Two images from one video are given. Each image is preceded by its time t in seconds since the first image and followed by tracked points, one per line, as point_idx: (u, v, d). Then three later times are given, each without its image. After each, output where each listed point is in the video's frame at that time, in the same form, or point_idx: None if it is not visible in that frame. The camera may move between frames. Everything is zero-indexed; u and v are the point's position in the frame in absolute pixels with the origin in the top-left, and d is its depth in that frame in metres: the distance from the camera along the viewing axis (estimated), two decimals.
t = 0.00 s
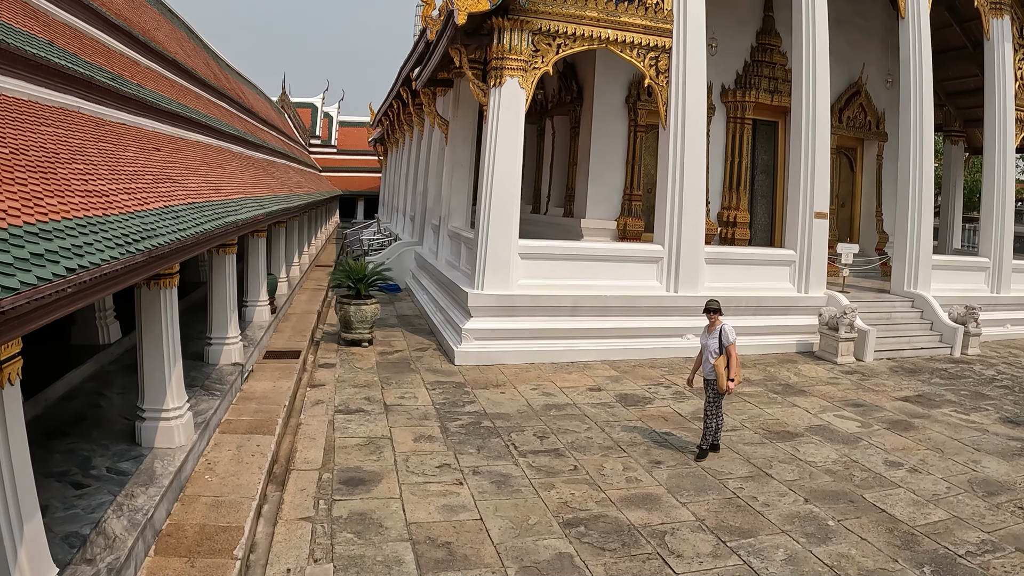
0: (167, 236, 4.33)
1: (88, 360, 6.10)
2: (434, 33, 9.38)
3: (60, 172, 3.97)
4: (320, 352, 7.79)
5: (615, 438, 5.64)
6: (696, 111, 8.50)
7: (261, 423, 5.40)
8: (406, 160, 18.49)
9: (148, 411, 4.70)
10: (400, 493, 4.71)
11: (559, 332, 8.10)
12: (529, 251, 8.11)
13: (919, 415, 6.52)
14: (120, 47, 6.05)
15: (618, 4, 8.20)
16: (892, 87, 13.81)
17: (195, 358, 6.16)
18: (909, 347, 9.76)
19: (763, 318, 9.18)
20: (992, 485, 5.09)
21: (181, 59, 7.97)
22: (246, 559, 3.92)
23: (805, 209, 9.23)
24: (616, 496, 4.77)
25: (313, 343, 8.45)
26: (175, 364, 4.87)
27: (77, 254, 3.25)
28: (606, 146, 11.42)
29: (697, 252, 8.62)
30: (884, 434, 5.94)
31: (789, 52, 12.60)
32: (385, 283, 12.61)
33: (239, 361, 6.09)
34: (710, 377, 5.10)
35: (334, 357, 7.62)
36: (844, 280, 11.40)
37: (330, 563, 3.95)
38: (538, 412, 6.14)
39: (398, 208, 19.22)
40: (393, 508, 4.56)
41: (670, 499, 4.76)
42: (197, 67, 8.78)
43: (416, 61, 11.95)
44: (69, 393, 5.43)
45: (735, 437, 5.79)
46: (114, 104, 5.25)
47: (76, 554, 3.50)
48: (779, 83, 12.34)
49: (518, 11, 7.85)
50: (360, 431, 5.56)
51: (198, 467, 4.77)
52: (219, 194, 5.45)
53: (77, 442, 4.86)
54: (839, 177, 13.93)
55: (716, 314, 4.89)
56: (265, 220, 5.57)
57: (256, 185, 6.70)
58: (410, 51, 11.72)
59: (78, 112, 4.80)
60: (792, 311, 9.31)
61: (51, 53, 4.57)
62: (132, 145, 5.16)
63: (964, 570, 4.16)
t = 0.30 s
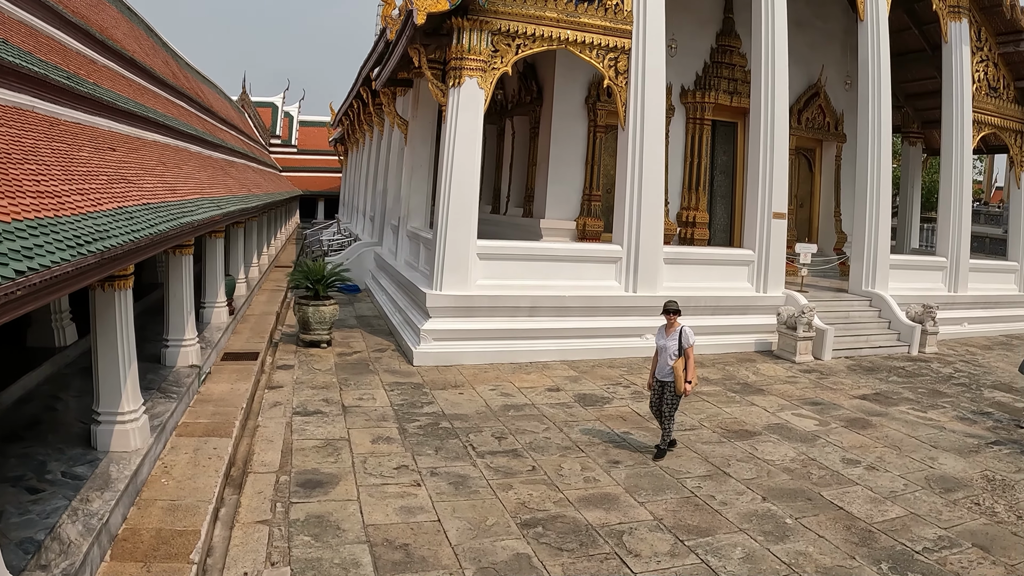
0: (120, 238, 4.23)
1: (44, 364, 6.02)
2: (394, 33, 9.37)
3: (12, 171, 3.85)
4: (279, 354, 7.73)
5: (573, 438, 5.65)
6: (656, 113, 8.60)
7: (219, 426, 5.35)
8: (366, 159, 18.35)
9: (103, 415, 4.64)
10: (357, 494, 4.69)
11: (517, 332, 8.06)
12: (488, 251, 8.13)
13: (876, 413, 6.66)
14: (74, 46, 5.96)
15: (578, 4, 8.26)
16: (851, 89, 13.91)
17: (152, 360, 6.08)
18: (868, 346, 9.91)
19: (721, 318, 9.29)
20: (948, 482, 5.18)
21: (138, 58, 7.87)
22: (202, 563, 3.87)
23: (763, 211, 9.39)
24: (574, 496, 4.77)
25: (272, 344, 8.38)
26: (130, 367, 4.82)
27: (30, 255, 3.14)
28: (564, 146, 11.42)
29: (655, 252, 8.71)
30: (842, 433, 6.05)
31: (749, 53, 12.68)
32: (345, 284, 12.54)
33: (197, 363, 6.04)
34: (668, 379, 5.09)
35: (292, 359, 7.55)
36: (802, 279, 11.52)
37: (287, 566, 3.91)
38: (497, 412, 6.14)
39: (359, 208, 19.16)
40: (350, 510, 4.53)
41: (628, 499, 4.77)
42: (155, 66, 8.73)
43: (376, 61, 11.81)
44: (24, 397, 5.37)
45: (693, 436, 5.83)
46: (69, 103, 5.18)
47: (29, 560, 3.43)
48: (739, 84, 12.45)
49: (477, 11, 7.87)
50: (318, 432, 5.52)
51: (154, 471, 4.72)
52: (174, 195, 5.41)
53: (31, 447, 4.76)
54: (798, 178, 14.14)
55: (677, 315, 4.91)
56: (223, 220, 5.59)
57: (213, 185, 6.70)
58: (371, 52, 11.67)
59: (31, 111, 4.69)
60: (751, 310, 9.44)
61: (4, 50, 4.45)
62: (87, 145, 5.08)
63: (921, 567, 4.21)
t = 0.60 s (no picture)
0: (77, 240, 4.01)
1: None
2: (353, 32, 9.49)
3: None
4: (238, 356, 7.64)
5: (534, 438, 5.65)
6: (615, 114, 8.63)
7: (178, 429, 5.27)
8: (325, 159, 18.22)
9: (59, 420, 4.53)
10: (318, 498, 4.65)
11: (475, 332, 7.99)
12: (448, 252, 8.06)
13: (836, 410, 6.79)
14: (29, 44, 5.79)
15: (538, 5, 8.24)
16: (810, 90, 14.06)
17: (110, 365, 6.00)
18: (827, 343, 9.97)
19: (681, 317, 9.34)
20: (908, 478, 5.28)
21: (95, 56, 7.70)
22: (163, 570, 3.77)
23: (722, 213, 9.46)
24: (535, 497, 4.77)
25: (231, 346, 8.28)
26: (87, 372, 4.75)
27: None
28: (524, 146, 11.32)
29: (615, 253, 8.72)
30: (803, 430, 6.14)
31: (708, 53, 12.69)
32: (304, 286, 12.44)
33: (155, 367, 5.99)
34: (630, 381, 5.07)
35: (251, 361, 7.45)
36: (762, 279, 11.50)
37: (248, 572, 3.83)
38: (457, 414, 6.12)
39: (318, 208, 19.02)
40: (311, 514, 4.48)
41: (589, 499, 4.77)
42: (112, 64, 8.60)
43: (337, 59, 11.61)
44: None
45: (654, 435, 5.86)
46: (24, 104, 4.98)
47: None
48: (698, 85, 12.46)
49: (437, 11, 7.76)
50: (278, 436, 5.46)
51: (113, 477, 4.63)
52: (132, 196, 5.29)
53: None
54: (757, 177, 14.22)
55: (638, 314, 5.02)
56: (180, 222, 5.56)
57: (172, 186, 6.63)
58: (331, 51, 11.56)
59: None
60: (710, 309, 9.53)
61: None
62: (42, 146, 4.89)
63: (882, 562, 4.25)
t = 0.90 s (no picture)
0: (32, 243, 3.81)
1: None
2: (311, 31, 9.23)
3: None
4: (194, 360, 7.54)
5: (494, 440, 5.65)
6: (572, 114, 8.68)
7: (135, 435, 5.17)
8: (283, 160, 18.04)
9: (13, 429, 4.41)
10: (278, 503, 4.61)
11: (432, 334, 7.90)
12: (405, 253, 7.95)
13: (795, 407, 6.87)
14: None
15: (496, 5, 8.23)
16: (766, 90, 14.29)
17: (63, 371, 5.90)
18: (785, 341, 9.99)
19: (639, 316, 9.35)
20: (867, 474, 5.36)
21: (46, 54, 7.50)
22: None
23: (679, 214, 9.54)
24: (496, 499, 4.76)
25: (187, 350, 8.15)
26: (41, 380, 4.66)
27: None
28: (481, 146, 11.27)
29: (572, 254, 8.75)
30: (762, 427, 6.19)
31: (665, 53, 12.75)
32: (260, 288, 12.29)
33: (111, 371, 5.94)
34: (589, 381, 5.09)
35: (208, 365, 7.34)
36: (719, 278, 11.44)
37: None
38: (417, 416, 6.09)
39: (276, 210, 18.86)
40: (271, 520, 4.42)
41: (551, 500, 4.77)
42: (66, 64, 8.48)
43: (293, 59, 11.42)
44: None
45: (615, 435, 5.87)
46: None
47: None
48: (656, 85, 12.47)
49: (395, 10, 7.73)
50: (236, 440, 5.40)
51: (69, 485, 4.49)
52: (85, 198, 5.15)
53: None
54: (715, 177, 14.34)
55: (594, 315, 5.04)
56: (137, 223, 5.50)
57: (127, 187, 6.52)
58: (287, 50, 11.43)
59: None
60: (668, 308, 9.56)
61: None
62: None
63: (843, 558, 4.28)
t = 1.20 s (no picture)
0: None
1: None
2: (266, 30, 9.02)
3: None
4: (150, 364, 7.42)
5: (453, 441, 5.63)
6: (529, 113, 8.67)
7: (91, 442, 5.05)
8: (238, 159, 17.80)
9: None
10: (236, 510, 4.53)
11: (390, 335, 7.82)
12: (362, 254, 7.89)
13: (753, 405, 6.91)
14: None
15: (453, 5, 8.21)
16: (722, 90, 14.34)
17: (15, 377, 5.76)
18: (741, 339, 10.01)
19: (598, 315, 9.33)
20: (827, 470, 5.39)
21: None
22: None
23: (636, 212, 9.55)
24: (457, 501, 4.74)
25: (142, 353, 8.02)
26: None
27: None
28: (438, 145, 11.22)
29: (529, 253, 8.75)
30: (722, 425, 6.21)
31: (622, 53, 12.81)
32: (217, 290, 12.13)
33: (66, 377, 5.83)
34: (545, 382, 5.20)
35: (164, 368, 7.23)
36: (676, 275, 11.59)
37: None
38: (375, 418, 6.06)
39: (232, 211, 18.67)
40: (230, 527, 4.33)
41: (512, 502, 4.76)
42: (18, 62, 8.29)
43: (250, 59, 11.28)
44: None
45: (574, 435, 5.87)
46: None
47: None
48: (612, 84, 12.54)
49: (352, 9, 7.67)
50: (194, 445, 5.33)
51: (23, 494, 4.32)
52: (37, 200, 5.03)
53: None
54: (671, 176, 14.35)
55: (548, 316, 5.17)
56: (89, 226, 5.44)
57: (79, 189, 6.40)
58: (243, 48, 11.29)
59: None
60: (626, 307, 9.56)
61: None
62: None
63: (806, 554, 4.29)
